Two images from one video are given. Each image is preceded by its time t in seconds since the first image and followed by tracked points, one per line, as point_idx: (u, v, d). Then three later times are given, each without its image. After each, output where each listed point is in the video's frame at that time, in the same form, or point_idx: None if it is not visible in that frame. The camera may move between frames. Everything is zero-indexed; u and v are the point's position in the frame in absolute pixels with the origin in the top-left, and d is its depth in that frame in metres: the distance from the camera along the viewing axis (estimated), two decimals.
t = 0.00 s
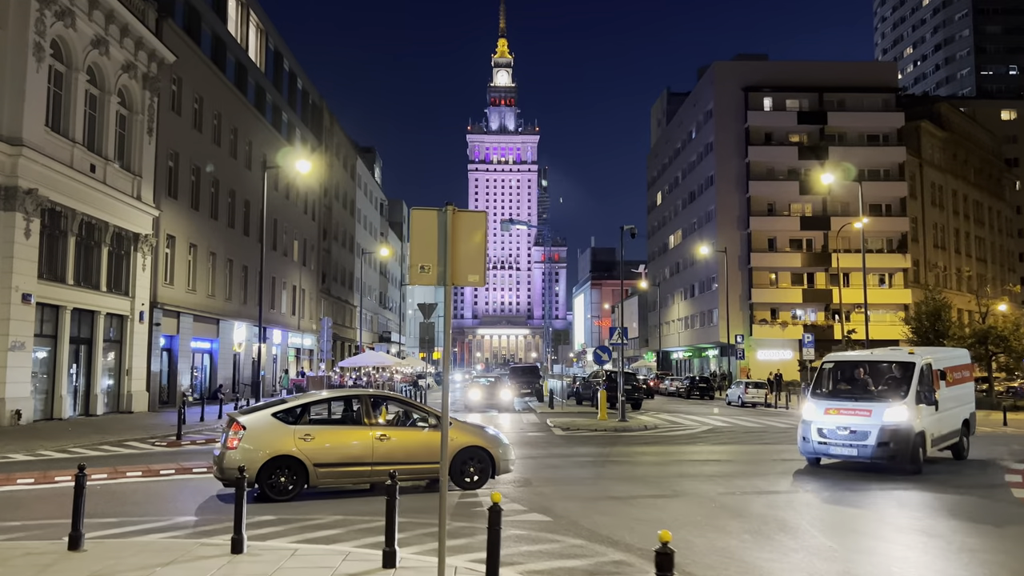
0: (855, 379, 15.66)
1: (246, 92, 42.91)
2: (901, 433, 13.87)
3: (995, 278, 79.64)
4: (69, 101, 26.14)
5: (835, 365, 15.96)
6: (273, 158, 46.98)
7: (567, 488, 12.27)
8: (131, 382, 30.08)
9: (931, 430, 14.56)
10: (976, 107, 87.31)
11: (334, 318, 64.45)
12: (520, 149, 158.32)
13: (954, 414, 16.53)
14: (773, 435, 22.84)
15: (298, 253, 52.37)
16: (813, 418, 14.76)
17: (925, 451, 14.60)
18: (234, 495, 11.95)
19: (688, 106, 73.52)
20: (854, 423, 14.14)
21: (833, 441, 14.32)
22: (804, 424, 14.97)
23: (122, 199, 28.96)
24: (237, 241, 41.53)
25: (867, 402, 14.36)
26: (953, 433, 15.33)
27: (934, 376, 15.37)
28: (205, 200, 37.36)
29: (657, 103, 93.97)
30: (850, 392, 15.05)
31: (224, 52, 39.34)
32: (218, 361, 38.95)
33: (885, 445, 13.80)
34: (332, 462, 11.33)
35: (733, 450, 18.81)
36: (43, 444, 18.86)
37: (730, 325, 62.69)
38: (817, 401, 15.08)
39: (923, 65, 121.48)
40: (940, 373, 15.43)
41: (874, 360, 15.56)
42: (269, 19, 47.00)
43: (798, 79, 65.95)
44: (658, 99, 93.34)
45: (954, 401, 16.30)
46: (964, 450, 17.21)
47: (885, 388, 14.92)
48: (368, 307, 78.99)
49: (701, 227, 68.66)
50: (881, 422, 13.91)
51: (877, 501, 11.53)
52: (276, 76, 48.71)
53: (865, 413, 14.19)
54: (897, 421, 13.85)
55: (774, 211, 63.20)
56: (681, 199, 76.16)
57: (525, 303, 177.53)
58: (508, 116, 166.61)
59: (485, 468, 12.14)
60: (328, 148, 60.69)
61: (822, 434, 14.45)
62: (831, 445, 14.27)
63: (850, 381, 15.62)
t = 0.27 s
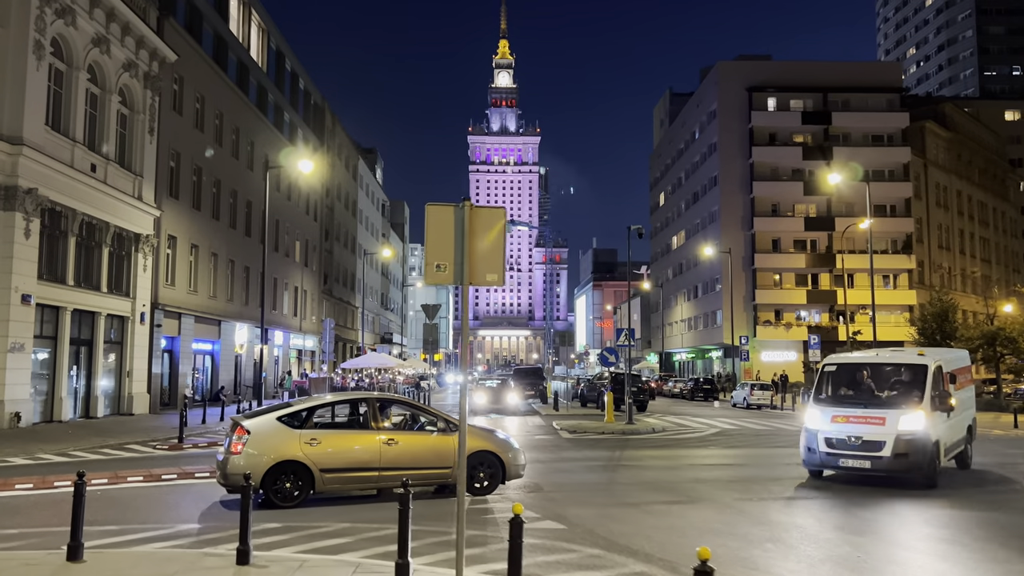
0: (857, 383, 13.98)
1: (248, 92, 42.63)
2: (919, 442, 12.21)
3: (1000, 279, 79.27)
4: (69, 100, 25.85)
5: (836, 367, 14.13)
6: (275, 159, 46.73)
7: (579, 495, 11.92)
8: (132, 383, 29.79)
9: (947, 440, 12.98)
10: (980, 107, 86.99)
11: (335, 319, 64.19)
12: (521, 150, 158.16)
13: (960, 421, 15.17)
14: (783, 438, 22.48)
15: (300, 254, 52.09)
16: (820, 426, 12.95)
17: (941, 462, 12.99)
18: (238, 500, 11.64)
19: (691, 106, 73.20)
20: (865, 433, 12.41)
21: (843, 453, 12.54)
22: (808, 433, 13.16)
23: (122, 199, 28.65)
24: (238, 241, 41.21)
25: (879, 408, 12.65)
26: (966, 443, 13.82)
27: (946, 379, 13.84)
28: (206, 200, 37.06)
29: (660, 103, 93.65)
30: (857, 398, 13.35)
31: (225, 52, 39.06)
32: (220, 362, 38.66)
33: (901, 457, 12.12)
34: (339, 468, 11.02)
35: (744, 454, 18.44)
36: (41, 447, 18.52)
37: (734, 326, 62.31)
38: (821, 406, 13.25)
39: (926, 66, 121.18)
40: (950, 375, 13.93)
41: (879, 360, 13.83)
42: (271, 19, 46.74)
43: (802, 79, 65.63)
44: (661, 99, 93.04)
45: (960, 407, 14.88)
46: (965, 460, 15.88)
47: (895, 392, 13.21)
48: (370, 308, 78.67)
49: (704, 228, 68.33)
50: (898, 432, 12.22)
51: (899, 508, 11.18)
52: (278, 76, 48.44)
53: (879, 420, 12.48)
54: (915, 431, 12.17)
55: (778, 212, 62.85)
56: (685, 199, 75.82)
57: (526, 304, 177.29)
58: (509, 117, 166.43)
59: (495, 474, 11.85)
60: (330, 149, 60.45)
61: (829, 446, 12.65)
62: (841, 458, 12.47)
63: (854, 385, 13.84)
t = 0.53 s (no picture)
0: (863, 385, 12.67)
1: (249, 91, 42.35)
2: (945, 452, 10.95)
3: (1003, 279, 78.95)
4: (69, 97, 25.56)
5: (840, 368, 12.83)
6: (276, 158, 46.45)
7: (591, 499, 11.60)
8: (132, 384, 29.49)
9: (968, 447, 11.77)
10: (983, 107, 86.64)
11: (336, 319, 63.87)
12: (521, 151, 157.93)
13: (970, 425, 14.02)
14: (791, 440, 22.14)
15: (301, 253, 51.78)
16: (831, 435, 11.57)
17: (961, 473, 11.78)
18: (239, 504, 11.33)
19: (694, 106, 72.92)
20: (884, 442, 11.11)
21: (859, 463, 11.19)
22: (817, 441, 11.76)
23: (121, 197, 28.33)
24: (238, 241, 40.90)
25: (896, 413, 11.36)
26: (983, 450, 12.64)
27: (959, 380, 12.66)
28: (207, 199, 36.73)
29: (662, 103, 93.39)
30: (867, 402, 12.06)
31: (226, 50, 38.74)
32: (220, 362, 38.35)
33: (927, 469, 10.84)
34: (344, 470, 10.72)
35: (755, 456, 18.11)
36: (39, 449, 18.19)
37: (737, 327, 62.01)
38: (830, 412, 11.88)
39: (928, 66, 120.82)
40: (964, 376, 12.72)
41: (887, 361, 12.55)
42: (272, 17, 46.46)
43: (805, 78, 65.33)
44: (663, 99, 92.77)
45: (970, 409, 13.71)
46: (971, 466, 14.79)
47: (910, 396, 11.95)
48: (371, 308, 78.33)
49: (707, 227, 68.03)
50: (921, 441, 10.95)
51: (921, 512, 10.83)
52: (278, 75, 48.15)
53: (899, 428, 11.19)
54: (940, 439, 10.92)
55: (781, 211, 62.54)
56: (687, 199, 75.54)
57: (526, 304, 176.98)
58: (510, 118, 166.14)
59: (504, 477, 11.55)
60: (331, 148, 60.17)
61: (843, 455, 11.29)
62: (857, 469, 11.15)
63: (860, 388, 12.51)
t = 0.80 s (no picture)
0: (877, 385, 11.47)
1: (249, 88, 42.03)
2: (983, 460, 9.85)
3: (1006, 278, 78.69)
4: (67, 92, 25.21)
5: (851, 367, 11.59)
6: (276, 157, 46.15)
7: (602, 500, 11.30)
8: (131, 383, 29.17)
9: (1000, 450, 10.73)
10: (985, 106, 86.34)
11: (337, 319, 63.55)
12: (521, 151, 157.75)
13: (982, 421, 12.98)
14: (800, 439, 21.80)
15: (302, 252, 51.49)
16: (854, 443, 10.37)
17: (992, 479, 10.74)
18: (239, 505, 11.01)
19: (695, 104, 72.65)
20: (916, 449, 10.00)
21: (889, 474, 10.05)
22: (837, 449, 10.55)
23: (120, 194, 28.00)
24: (238, 239, 40.55)
25: (926, 416, 10.22)
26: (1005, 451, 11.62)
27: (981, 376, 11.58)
28: (207, 197, 36.40)
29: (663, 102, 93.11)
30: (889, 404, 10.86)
31: (226, 46, 38.42)
32: (220, 362, 38.01)
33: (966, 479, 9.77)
34: (348, 471, 10.42)
35: (765, 456, 17.82)
36: (37, 449, 17.89)
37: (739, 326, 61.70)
38: (850, 415, 10.66)
39: (930, 65, 120.44)
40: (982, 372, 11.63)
41: (903, 357, 11.38)
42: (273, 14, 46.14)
43: (808, 76, 65.03)
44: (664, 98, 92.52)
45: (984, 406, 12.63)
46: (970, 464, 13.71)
47: (933, 396, 10.85)
48: (371, 308, 77.99)
49: (709, 226, 67.74)
50: (958, 448, 9.86)
51: (942, 513, 10.53)
52: (279, 72, 47.84)
53: (930, 434, 10.03)
54: (978, 446, 9.85)
55: (783, 210, 62.24)
56: (689, 198, 75.25)
57: (526, 304, 176.62)
58: (509, 118, 165.85)
59: (512, 478, 11.26)
60: (332, 147, 59.89)
61: (869, 465, 10.13)
62: (887, 480, 9.99)
63: (873, 385, 11.27)
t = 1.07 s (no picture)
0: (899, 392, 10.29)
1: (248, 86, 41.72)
2: None
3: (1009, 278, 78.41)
4: (64, 89, 24.88)
5: (873, 373, 10.37)
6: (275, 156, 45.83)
7: (615, 505, 10.97)
8: (129, 384, 28.83)
9: None
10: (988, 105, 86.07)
11: (337, 319, 63.26)
12: (521, 150, 157.59)
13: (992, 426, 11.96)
14: (808, 441, 21.49)
15: (302, 252, 51.18)
16: (893, 455, 9.13)
17: None
18: (240, 510, 10.69)
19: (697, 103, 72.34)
20: (966, 464, 8.83)
21: (936, 492, 8.84)
22: (871, 463, 9.31)
23: (119, 193, 27.66)
24: (238, 239, 40.21)
25: (972, 426, 9.07)
26: None
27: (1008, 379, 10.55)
28: (206, 195, 36.08)
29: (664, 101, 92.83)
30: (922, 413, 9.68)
31: (226, 44, 38.10)
32: (219, 362, 37.68)
33: None
34: (353, 476, 10.09)
35: (775, 458, 17.53)
36: (34, 451, 17.58)
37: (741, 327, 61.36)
38: (885, 426, 9.41)
39: (932, 65, 120.14)
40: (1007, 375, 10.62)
41: (927, 360, 10.26)
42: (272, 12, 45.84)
43: (811, 75, 64.72)
44: (665, 97, 92.26)
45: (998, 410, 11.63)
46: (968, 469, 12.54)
47: (972, 403, 9.79)
48: (371, 308, 77.62)
49: (711, 226, 67.41)
50: (1016, 462, 8.71)
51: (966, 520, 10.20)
52: (278, 71, 47.52)
53: (980, 447, 8.87)
54: None
55: (786, 209, 61.95)
56: (691, 197, 74.95)
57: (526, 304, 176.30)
58: (509, 118, 165.64)
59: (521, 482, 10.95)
60: (332, 146, 59.61)
61: (913, 483, 8.90)
62: (935, 500, 8.78)
63: (900, 392, 10.11)
